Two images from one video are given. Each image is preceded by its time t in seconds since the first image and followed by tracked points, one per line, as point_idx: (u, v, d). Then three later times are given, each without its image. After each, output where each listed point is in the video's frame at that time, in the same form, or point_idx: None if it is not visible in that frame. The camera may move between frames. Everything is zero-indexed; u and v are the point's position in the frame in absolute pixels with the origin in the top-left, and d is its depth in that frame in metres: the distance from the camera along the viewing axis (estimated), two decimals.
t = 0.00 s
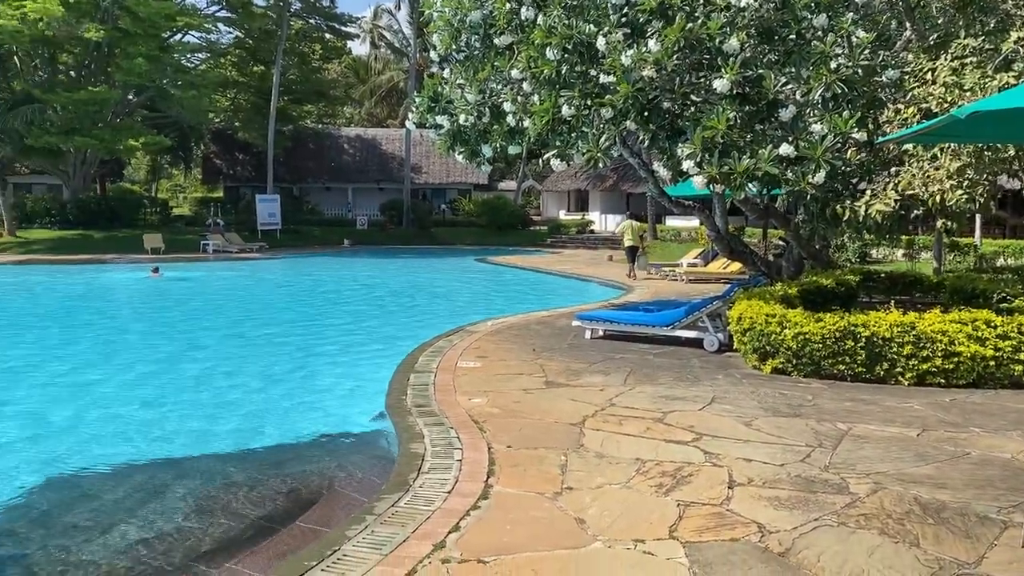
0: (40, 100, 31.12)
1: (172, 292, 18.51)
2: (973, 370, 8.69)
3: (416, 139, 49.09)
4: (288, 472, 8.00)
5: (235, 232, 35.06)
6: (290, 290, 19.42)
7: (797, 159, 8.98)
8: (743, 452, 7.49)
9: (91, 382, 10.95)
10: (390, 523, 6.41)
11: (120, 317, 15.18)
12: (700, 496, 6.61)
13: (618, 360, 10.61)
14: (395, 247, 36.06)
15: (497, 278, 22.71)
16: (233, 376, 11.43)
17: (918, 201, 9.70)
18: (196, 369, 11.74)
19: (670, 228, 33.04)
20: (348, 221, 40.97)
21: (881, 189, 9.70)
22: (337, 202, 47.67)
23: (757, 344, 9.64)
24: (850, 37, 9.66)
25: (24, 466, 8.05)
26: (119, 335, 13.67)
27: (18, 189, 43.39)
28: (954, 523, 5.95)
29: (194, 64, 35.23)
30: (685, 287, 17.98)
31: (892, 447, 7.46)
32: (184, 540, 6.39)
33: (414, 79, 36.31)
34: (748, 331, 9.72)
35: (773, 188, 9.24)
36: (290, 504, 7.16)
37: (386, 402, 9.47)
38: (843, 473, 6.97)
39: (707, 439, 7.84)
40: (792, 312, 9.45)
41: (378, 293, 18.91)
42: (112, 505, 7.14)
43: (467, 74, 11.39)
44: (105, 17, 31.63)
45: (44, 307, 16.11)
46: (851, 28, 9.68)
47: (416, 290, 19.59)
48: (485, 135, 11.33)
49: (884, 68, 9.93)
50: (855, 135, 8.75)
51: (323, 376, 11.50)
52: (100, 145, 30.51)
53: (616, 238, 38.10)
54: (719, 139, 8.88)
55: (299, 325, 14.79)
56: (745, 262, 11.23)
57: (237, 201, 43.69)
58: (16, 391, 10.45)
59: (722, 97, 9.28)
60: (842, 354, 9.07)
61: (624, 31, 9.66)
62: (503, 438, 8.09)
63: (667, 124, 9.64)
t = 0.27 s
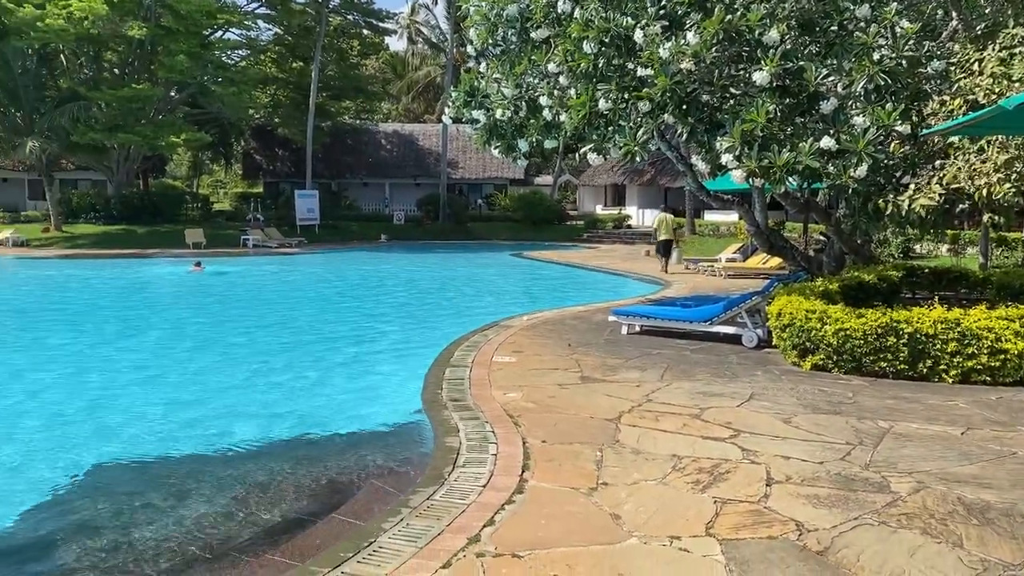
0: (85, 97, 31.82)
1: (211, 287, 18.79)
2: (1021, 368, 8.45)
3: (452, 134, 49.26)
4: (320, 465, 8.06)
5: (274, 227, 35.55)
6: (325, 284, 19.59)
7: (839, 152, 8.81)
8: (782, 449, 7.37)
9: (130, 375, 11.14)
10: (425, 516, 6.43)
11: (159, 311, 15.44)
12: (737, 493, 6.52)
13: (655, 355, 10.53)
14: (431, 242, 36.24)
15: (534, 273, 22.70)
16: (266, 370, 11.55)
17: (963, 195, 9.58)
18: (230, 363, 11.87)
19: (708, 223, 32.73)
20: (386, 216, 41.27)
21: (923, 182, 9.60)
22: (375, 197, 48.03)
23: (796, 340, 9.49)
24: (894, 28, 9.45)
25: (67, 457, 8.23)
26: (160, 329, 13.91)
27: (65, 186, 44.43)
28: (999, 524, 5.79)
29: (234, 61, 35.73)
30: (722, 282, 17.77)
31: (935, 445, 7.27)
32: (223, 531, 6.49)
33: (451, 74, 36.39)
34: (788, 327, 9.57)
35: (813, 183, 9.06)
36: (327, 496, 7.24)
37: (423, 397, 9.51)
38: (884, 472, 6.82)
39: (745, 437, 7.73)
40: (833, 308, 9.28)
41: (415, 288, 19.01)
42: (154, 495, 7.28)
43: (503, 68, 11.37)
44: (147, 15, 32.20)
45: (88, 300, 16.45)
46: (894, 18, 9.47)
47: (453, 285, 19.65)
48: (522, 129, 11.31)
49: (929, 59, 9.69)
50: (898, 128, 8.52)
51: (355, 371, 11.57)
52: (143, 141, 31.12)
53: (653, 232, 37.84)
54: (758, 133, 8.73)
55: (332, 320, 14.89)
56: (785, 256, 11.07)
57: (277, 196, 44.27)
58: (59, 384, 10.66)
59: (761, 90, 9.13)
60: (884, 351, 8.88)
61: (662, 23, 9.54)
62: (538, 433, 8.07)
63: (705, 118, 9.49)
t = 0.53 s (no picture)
0: (131, 95, 32.49)
1: (252, 281, 19.06)
2: None
3: (490, 130, 49.31)
4: (356, 457, 8.16)
5: (314, 222, 35.96)
6: (362, 279, 19.78)
7: (883, 146, 8.63)
8: (823, 447, 7.25)
9: (170, 367, 11.39)
10: (462, 510, 6.46)
11: (200, 305, 15.74)
12: (776, 491, 6.43)
13: (693, 351, 10.44)
14: (468, 237, 36.33)
15: (572, 269, 22.64)
16: (302, 363, 11.71)
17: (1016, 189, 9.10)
18: (268, 356, 12.06)
19: (748, 218, 32.37)
20: (424, 212, 41.49)
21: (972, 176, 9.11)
22: (414, 192, 48.33)
23: (838, 337, 9.34)
24: (940, 19, 9.22)
25: (111, 448, 8.41)
26: (201, 323, 14.14)
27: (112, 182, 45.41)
28: None
29: (275, 58, 36.20)
30: (762, 278, 17.55)
31: (982, 445, 7.09)
32: (264, 522, 6.60)
33: (488, 69, 36.40)
34: (829, 324, 9.42)
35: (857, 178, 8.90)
36: (365, 488, 7.32)
37: (459, 391, 9.55)
38: (928, 472, 6.68)
39: (785, 434, 7.62)
40: (876, 304, 9.11)
41: (452, 283, 19.09)
42: (197, 485, 7.42)
43: (541, 63, 11.41)
44: (190, 13, 32.75)
45: (133, 295, 16.80)
46: (941, 9, 9.26)
47: (490, 280, 19.68)
48: (559, 124, 11.33)
49: (976, 50, 9.46)
50: (945, 121, 8.34)
51: (390, 365, 11.67)
52: (187, 138, 31.69)
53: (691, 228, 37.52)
54: (800, 126, 8.59)
55: (368, 314, 15.04)
56: (826, 252, 10.91)
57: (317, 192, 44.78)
58: (103, 376, 10.90)
59: (803, 83, 9.00)
60: (928, 349, 8.70)
61: (702, 16, 9.47)
62: (575, 429, 8.06)
63: (745, 111, 9.36)
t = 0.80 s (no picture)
0: (177, 93, 33.07)
1: (294, 277, 19.31)
2: None
3: (530, 126, 49.23)
4: (395, 452, 8.23)
5: (355, 218, 36.29)
6: (402, 274, 19.95)
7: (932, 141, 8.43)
8: (867, 448, 7.09)
9: (214, 360, 11.62)
10: (500, 506, 6.47)
11: (244, 299, 16.03)
12: (818, 492, 6.31)
13: (735, 349, 10.32)
14: (508, 233, 36.34)
15: (612, 265, 22.49)
16: (341, 357, 11.85)
17: None
18: (308, 350, 12.24)
19: (792, 214, 31.85)
20: (464, 208, 41.61)
21: None
22: (454, 189, 48.53)
23: (883, 335, 9.15)
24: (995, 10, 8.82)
25: (155, 440, 8.59)
26: (244, 317, 14.37)
27: (159, 179, 46.33)
28: None
29: (319, 56, 36.60)
30: (806, 275, 17.25)
31: None
32: (305, 516, 6.68)
33: (529, 65, 36.31)
34: (875, 322, 9.23)
35: (904, 173, 8.70)
36: (404, 483, 7.37)
37: (498, 387, 9.55)
38: (978, 474, 6.49)
39: (828, 434, 7.47)
40: (923, 303, 8.89)
41: (492, 280, 19.11)
42: (239, 478, 7.54)
43: (582, 58, 11.44)
44: (235, 12, 33.20)
45: (178, 289, 17.14)
46: None
47: (530, 276, 19.65)
48: (600, 119, 11.17)
49: None
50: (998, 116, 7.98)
51: (428, 360, 11.74)
52: (231, 135, 32.20)
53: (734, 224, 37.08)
54: (846, 121, 8.41)
55: (406, 309, 15.16)
56: (871, 249, 10.70)
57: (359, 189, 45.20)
58: (148, 369, 11.14)
59: (849, 77, 8.78)
60: (977, 348, 8.45)
61: (745, 11, 9.31)
62: (614, 426, 8.01)
63: (790, 106, 9.28)
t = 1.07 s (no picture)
0: (224, 91, 33.65)
1: (337, 272, 19.54)
2: None
3: (572, 122, 49.12)
4: (435, 447, 8.27)
5: (398, 215, 36.58)
6: (443, 271, 20.05)
7: (986, 136, 8.18)
8: (915, 450, 6.93)
9: (258, 353, 11.82)
10: (538, 503, 6.47)
11: (288, 294, 16.29)
12: (864, 494, 6.18)
13: (778, 348, 10.17)
14: (549, 230, 36.29)
15: (654, 262, 22.30)
16: (382, 352, 11.96)
17: None
18: (350, 344, 12.39)
19: (839, 211, 31.27)
20: (505, 204, 41.67)
21: None
22: (496, 185, 48.65)
23: (932, 335, 8.93)
24: None
25: (200, 430, 8.76)
26: (287, 311, 14.58)
27: (207, 175, 47.23)
28: None
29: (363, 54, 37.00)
30: (853, 273, 16.92)
31: None
32: (346, 509, 6.76)
33: (572, 60, 36.21)
34: (924, 322, 9.02)
35: (957, 169, 8.44)
36: (444, 478, 7.41)
37: (538, 384, 9.55)
38: None
39: (874, 435, 7.32)
40: (974, 302, 8.67)
41: (533, 276, 19.09)
42: (283, 470, 7.66)
43: (625, 54, 11.36)
44: (280, 10, 33.67)
45: (224, 284, 17.46)
46: None
47: (571, 273, 19.59)
48: (643, 115, 11.10)
49: None
50: None
51: (469, 356, 11.78)
52: (277, 133, 32.73)
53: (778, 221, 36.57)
54: (896, 116, 8.20)
55: (447, 305, 15.23)
56: (921, 247, 10.45)
57: (401, 185, 45.54)
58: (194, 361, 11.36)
59: (899, 71, 8.56)
60: None
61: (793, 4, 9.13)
62: (654, 425, 7.95)
63: (837, 101, 9.10)
